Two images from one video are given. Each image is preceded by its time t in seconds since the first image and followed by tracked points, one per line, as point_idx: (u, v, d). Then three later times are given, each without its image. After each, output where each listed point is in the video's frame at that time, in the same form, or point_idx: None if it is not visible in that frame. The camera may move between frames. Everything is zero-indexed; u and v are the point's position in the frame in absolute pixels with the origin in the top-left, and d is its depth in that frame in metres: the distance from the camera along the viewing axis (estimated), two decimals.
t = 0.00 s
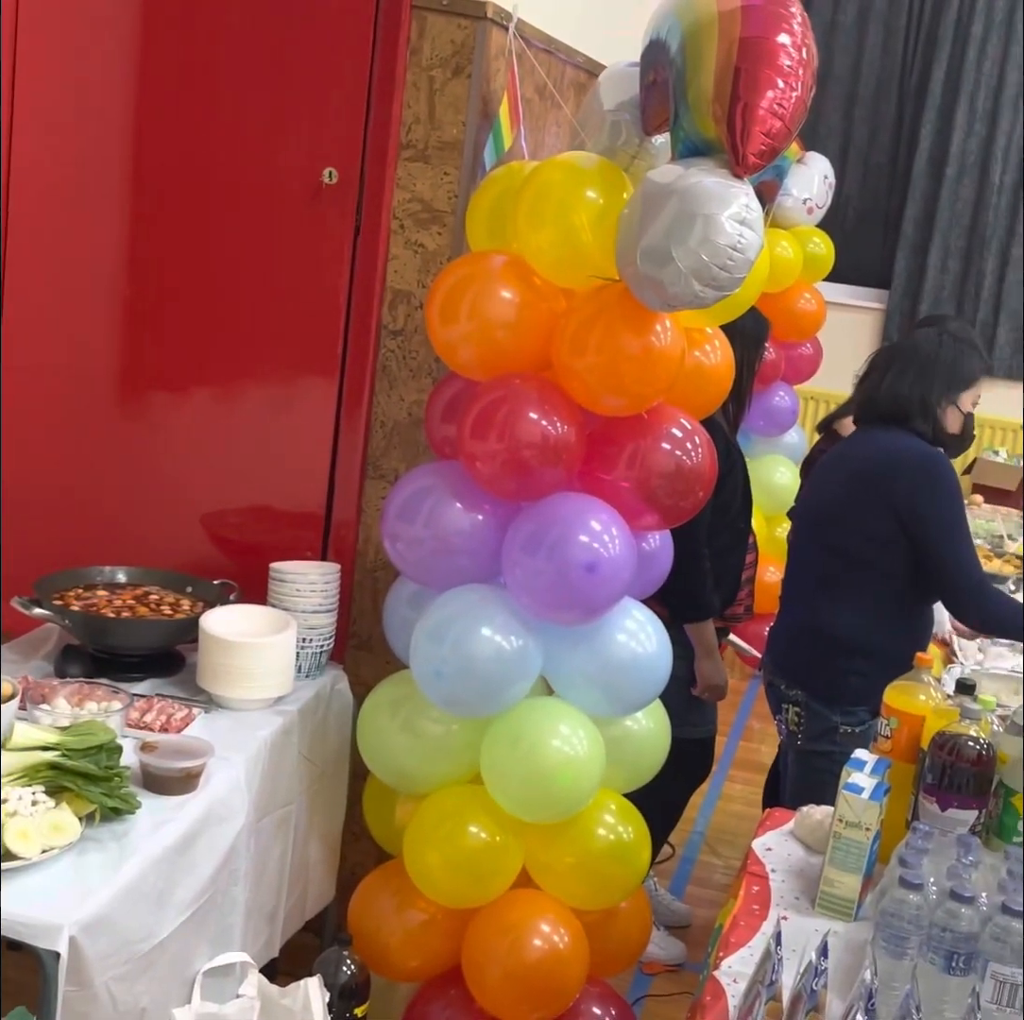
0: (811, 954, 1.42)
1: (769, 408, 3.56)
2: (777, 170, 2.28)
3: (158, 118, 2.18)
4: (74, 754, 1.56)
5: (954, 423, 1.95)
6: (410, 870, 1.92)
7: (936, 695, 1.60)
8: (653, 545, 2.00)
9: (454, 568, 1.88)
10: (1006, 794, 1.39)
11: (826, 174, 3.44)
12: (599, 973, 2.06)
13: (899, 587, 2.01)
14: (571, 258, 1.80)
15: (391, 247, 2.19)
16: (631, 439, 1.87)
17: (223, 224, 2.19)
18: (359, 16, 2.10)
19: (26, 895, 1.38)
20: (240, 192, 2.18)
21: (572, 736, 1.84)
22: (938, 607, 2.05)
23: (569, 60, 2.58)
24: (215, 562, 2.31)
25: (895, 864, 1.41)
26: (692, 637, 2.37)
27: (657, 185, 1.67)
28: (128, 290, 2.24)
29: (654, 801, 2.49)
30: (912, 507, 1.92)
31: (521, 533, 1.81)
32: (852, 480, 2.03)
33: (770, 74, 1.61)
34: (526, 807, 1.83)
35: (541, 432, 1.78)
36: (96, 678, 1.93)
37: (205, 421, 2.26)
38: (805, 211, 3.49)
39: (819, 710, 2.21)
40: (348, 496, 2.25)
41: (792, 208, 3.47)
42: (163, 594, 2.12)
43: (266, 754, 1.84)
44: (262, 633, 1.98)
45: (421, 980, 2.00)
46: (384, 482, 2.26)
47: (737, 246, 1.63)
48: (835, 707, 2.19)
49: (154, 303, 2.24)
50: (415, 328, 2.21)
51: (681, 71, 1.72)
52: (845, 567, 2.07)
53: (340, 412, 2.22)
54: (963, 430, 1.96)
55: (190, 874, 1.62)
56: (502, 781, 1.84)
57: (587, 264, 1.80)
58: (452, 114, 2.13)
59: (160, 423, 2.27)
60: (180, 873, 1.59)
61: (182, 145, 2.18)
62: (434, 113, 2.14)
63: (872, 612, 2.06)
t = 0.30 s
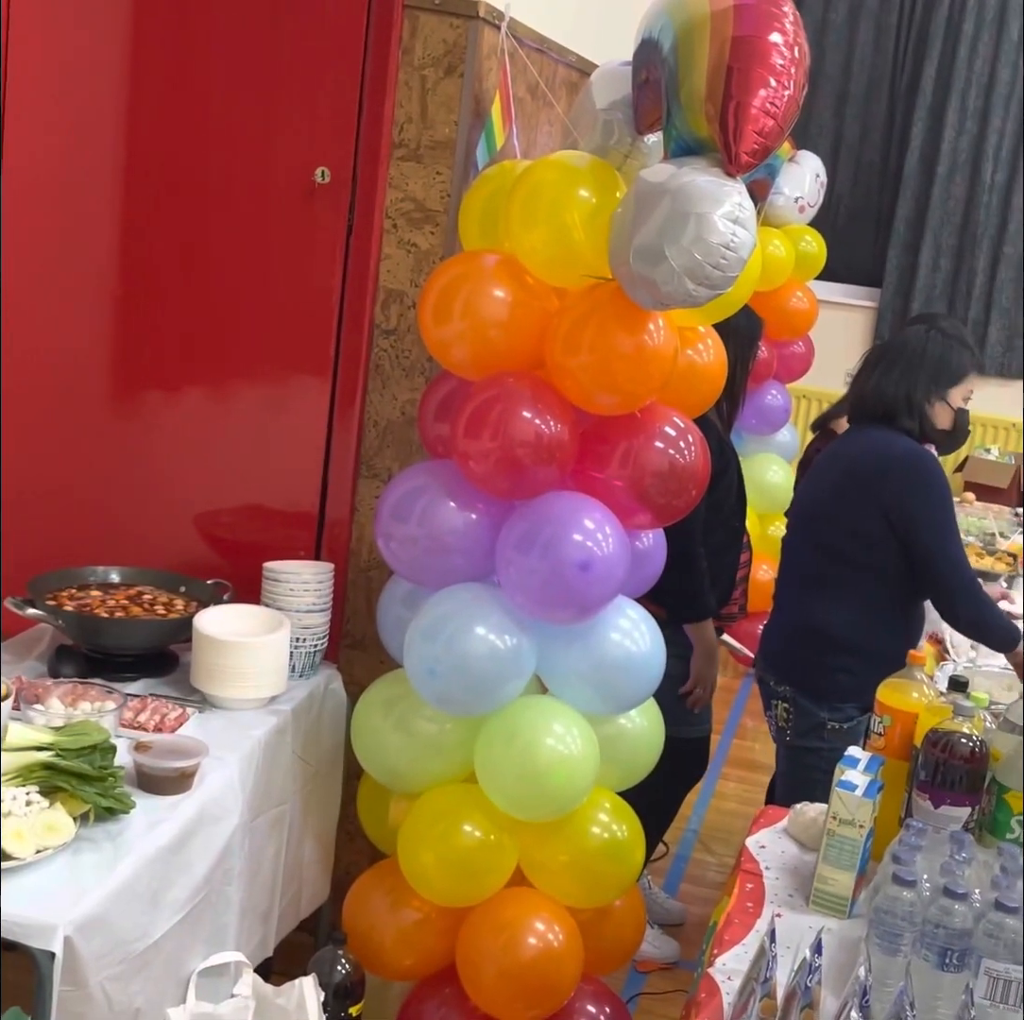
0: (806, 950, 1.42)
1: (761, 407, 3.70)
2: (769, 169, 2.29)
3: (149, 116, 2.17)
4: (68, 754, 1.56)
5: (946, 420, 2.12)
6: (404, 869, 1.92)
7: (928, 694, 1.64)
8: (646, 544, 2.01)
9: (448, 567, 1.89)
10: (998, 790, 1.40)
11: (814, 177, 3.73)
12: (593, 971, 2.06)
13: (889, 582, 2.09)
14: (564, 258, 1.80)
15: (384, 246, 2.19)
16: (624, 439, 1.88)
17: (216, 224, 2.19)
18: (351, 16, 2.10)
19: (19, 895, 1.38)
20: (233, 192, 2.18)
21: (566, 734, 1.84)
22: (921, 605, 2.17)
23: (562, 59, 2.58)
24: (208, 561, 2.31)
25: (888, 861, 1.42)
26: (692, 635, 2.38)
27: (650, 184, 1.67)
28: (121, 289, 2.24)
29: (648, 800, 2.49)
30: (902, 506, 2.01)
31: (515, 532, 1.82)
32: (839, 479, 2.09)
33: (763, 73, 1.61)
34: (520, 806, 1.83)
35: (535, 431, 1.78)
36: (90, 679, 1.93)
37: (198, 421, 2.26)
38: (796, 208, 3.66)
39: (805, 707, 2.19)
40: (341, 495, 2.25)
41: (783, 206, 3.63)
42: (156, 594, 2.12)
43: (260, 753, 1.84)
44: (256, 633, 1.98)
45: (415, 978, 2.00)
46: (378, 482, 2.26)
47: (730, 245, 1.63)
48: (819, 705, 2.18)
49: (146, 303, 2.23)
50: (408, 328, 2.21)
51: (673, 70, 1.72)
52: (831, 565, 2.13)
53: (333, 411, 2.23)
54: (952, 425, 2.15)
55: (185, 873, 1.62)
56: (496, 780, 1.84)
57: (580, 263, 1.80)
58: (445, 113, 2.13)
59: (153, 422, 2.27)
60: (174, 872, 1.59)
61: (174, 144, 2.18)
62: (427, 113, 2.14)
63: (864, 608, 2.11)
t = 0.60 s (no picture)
0: (790, 944, 1.42)
1: (746, 403, 3.81)
2: (754, 165, 2.30)
3: (135, 113, 2.17)
4: (55, 752, 1.56)
5: (927, 414, 2.13)
6: (392, 865, 1.92)
7: (913, 687, 1.64)
8: (631, 539, 2.02)
9: (434, 563, 1.89)
10: (983, 783, 1.43)
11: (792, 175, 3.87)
12: (581, 965, 2.07)
13: (871, 578, 2.11)
14: (548, 255, 1.81)
15: (369, 243, 2.19)
16: (610, 434, 1.88)
17: (201, 221, 2.19)
18: (335, 13, 2.10)
19: (6, 893, 1.38)
20: (218, 189, 2.18)
21: (553, 730, 1.84)
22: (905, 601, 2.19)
23: (546, 56, 2.58)
24: (195, 559, 2.31)
25: (872, 853, 1.43)
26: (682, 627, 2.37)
27: (634, 181, 1.67)
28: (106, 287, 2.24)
29: (635, 795, 2.50)
30: (882, 503, 2.03)
31: (501, 528, 1.82)
32: (822, 474, 2.11)
33: (745, 69, 1.62)
34: (507, 801, 1.84)
35: (520, 428, 1.79)
36: (77, 676, 1.93)
37: (184, 419, 2.26)
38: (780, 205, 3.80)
39: (789, 700, 2.22)
40: (327, 492, 2.25)
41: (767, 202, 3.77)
42: (143, 592, 2.12)
43: (247, 750, 1.85)
44: (243, 630, 1.99)
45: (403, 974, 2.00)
46: (364, 479, 2.27)
47: (713, 241, 1.64)
48: (802, 698, 2.21)
49: (131, 300, 2.23)
50: (394, 325, 2.21)
51: (657, 66, 1.72)
52: (816, 559, 2.15)
53: (319, 408, 2.23)
54: (934, 420, 2.16)
55: (172, 870, 1.62)
56: (483, 775, 1.84)
57: (565, 260, 1.80)
58: (429, 110, 2.14)
59: (138, 420, 2.27)
60: (162, 870, 1.60)
61: (160, 141, 2.17)
62: (411, 110, 2.14)
63: (846, 602, 2.13)
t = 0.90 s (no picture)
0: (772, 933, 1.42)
1: (727, 397, 3.85)
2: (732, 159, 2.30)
3: (111, 108, 2.15)
4: (36, 749, 1.56)
5: (901, 406, 2.15)
6: (375, 859, 1.92)
7: (891, 675, 1.67)
8: (613, 533, 2.02)
9: (415, 558, 1.89)
10: (962, 773, 1.49)
11: (778, 166, 3.84)
12: (565, 958, 2.07)
13: (848, 569, 2.13)
14: (527, 249, 1.81)
15: (348, 238, 2.20)
16: (590, 428, 1.89)
17: (179, 217, 2.18)
18: (312, 7, 2.10)
19: None
20: (195, 184, 2.17)
21: (535, 723, 1.85)
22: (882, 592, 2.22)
23: (523, 50, 2.58)
24: (175, 556, 2.31)
25: (852, 843, 1.43)
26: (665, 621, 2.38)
27: (612, 174, 1.68)
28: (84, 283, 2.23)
29: (618, 788, 2.50)
30: (858, 494, 2.04)
31: (481, 522, 1.83)
32: (798, 465, 2.12)
33: (722, 64, 1.62)
34: (490, 795, 1.84)
35: (500, 422, 1.79)
36: (58, 674, 1.92)
37: (164, 416, 2.25)
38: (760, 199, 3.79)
39: (768, 691, 2.23)
40: (308, 488, 2.26)
41: (746, 196, 3.76)
42: (123, 589, 2.11)
43: (230, 746, 1.85)
44: (225, 626, 1.99)
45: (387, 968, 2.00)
46: (345, 473, 2.28)
47: (691, 235, 1.64)
48: (781, 689, 2.22)
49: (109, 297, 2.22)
50: (374, 319, 2.22)
51: (634, 59, 1.73)
52: (792, 550, 2.17)
53: (299, 404, 2.23)
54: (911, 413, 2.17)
55: (155, 866, 1.62)
56: (465, 769, 1.85)
57: (544, 254, 1.81)
58: (408, 104, 2.15)
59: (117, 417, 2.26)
60: (145, 866, 1.60)
61: (135, 136, 2.16)
62: (390, 104, 2.16)
63: (824, 594, 2.15)
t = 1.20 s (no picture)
0: (749, 920, 1.42)
1: (700, 390, 3.87)
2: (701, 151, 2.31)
3: (78, 100, 2.14)
4: (9, 747, 1.55)
5: (873, 398, 2.16)
6: (350, 854, 1.92)
7: (865, 664, 1.68)
8: (586, 526, 2.02)
9: (388, 552, 1.89)
10: (935, 759, 1.51)
11: (749, 158, 3.85)
12: (542, 950, 2.07)
13: (818, 559, 2.14)
14: (498, 242, 1.81)
15: (318, 232, 2.19)
16: (562, 421, 1.89)
17: (147, 212, 2.17)
18: None
19: None
20: (165, 177, 2.16)
21: (510, 716, 1.85)
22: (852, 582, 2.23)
23: (492, 43, 2.58)
24: (148, 553, 2.30)
25: (827, 831, 1.45)
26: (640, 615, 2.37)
27: (582, 166, 1.68)
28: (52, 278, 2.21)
29: (594, 781, 2.51)
30: (827, 484, 2.05)
31: (454, 516, 1.83)
32: (770, 455, 2.13)
33: (691, 55, 1.62)
34: (466, 789, 1.84)
35: (473, 416, 1.79)
36: (30, 672, 1.91)
37: (134, 412, 2.24)
38: (730, 191, 3.80)
39: (741, 680, 2.24)
40: (280, 483, 2.25)
41: (716, 188, 3.77)
42: (95, 586, 2.10)
43: (204, 742, 1.84)
44: (198, 622, 1.98)
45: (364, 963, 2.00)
46: (317, 468, 2.27)
47: (661, 227, 1.65)
48: (753, 679, 2.22)
49: (79, 291, 2.20)
50: (345, 314, 2.21)
51: (603, 51, 1.73)
52: (764, 541, 2.17)
53: (271, 400, 2.22)
54: (881, 404, 2.19)
55: (130, 864, 1.61)
56: (440, 763, 1.85)
57: (516, 247, 1.81)
58: (377, 98, 2.14)
59: (88, 414, 2.25)
60: (120, 864, 1.59)
61: (104, 129, 2.15)
62: (359, 97, 2.15)
63: (795, 585, 2.16)
